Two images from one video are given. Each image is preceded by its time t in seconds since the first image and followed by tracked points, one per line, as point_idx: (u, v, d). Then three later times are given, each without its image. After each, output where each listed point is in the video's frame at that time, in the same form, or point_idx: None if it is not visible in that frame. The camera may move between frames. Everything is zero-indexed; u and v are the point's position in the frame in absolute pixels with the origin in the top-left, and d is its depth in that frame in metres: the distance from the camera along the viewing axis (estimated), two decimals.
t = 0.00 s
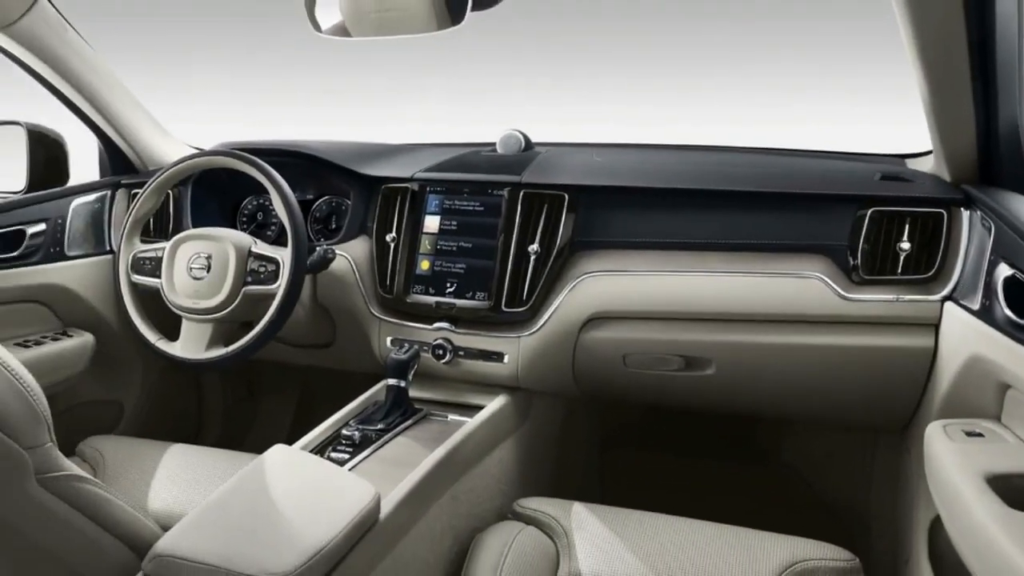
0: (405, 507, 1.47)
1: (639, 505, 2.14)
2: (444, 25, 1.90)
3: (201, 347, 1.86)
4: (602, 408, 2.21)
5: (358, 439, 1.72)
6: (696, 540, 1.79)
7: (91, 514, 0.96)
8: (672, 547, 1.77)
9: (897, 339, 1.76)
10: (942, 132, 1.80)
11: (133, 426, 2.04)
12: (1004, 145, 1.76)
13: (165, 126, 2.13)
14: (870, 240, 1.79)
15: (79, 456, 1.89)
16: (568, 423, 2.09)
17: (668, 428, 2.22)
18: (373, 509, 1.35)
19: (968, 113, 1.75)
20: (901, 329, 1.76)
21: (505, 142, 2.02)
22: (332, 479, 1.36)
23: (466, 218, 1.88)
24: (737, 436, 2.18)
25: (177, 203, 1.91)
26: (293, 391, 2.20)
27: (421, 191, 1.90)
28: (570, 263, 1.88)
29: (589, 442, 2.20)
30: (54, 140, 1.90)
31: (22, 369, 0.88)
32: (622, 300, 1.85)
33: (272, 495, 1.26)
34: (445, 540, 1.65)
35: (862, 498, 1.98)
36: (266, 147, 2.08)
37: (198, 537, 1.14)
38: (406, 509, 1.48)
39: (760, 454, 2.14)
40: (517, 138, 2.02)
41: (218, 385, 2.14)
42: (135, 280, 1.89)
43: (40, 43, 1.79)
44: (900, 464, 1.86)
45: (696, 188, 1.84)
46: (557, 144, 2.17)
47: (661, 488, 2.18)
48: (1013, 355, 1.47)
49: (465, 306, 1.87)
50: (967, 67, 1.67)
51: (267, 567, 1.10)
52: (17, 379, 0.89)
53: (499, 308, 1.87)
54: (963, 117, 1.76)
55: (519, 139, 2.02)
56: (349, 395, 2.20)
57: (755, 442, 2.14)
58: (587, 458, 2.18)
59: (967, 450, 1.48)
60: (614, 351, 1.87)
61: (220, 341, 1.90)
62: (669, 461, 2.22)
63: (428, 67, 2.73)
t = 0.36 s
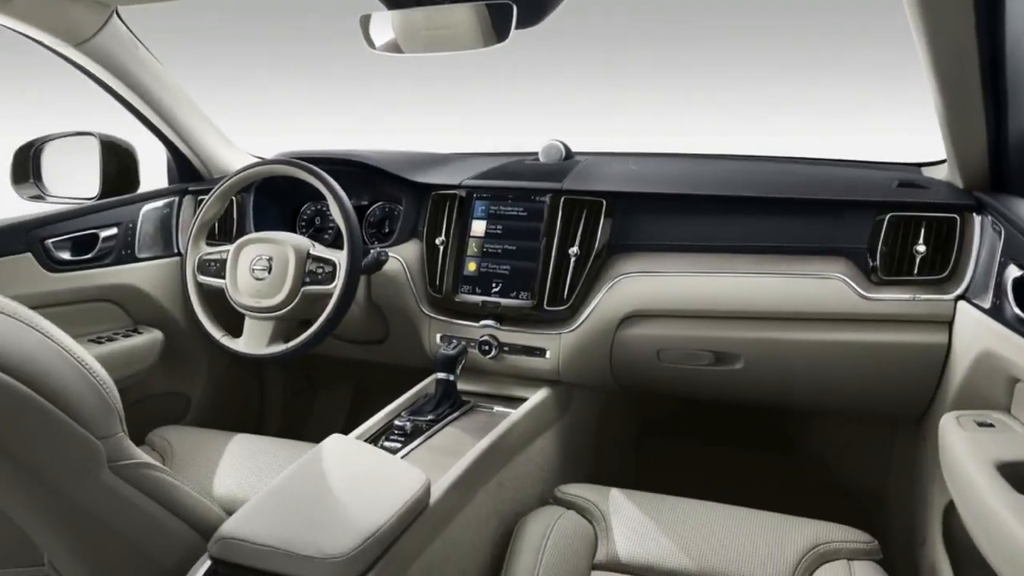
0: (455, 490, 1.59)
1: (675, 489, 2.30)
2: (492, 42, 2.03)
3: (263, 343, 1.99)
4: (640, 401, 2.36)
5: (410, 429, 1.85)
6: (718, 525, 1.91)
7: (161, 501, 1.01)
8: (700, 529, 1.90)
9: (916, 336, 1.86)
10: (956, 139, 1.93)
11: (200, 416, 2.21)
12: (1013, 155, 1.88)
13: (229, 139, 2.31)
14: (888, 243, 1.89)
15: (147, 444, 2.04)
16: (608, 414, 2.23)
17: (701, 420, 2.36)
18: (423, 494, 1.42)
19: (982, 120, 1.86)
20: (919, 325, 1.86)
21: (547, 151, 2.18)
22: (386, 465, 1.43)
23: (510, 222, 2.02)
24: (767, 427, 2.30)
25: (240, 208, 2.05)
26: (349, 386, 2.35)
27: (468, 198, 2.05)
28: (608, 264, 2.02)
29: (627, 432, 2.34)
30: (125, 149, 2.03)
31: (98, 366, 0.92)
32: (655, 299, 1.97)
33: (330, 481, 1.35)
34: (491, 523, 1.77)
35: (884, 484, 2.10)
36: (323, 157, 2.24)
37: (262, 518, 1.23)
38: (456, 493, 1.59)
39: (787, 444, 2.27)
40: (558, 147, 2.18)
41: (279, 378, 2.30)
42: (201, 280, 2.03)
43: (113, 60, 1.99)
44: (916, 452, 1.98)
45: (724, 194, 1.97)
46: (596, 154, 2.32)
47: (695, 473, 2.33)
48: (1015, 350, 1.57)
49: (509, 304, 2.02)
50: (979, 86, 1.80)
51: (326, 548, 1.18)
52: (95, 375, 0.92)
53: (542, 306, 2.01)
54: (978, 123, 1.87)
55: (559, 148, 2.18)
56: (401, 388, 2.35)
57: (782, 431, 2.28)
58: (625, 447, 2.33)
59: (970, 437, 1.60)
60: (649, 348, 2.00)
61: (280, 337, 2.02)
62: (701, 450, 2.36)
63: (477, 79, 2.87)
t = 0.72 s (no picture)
0: (498, 474, 1.72)
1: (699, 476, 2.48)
2: (529, 58, 2.18)
3: (316, 339, 2.14)
4: (666, 393, 2.57)
5: (454, 419, 1.98)
6: (736, 509, 2.04)
7: (222, 486, 1.15)
8: (724, 513, 2.03)
9: (925, 332, 1.99)
10: (960, 150, 2.08)
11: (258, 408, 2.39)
12: (1014, 165, 2.03)
13: (285, 148, 2.57)
14: (899, 246, 2.01)
15: (208, 433, 2.20)
16: (637, 404, 2.42)
17: (722, 411, 2.56)
18: (467, 481, 1.53)
19: (984, 134, 2.01)
20: (928, 321, 1.99)
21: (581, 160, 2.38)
22: (432, 454, 1.54)
23: (547, 227, 2.22)
24: (782, 414, 2.50)
25: (295, 214, 2.22)
26: (397, 381, 2.54)
27: (507, 204, 2.26)
28: (637, 265, 2.18)
29: (654, 421, 2.54)
30: (188, 159, 2.17)
31: (162, 362, 1.05)
32: (683, 299, 2.13)
33: (379, 467, 1.44)
34: (530, 505, 1.91)
35: (894, 470, 2.25)
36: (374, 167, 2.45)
37: (319, 502, 1.32)
38: (497, 479, 1.72)
39: (802, 434, 2.46)
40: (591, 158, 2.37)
41: (330, 373, 2.48)
42: (259, 281, 2.19)
43: (176, 74, 2.20)
44: (923, 441, 2.13)
45: (746, 201, 2.11)
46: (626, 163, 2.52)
47: (717, 460, 2.51)
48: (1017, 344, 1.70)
49: (546, 303, 2.20)
50: (982, 100, 1.94)
51: (375, 531, 1.26)
52: (159, 368, 1.05)
53: (576, 305, 2.19)
54: (980, 136, 2.02)
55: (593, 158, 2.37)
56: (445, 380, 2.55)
57: (797, 420, 2.47)
58: (652, 435, 2.52)
59: (971, 426, 1.74)
60: (675, 344, 2.16)
61: (332, 334, 2.17)
62: (723, 438, 2.56)
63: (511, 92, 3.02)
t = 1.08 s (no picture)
0: (526, 459, 1.87)
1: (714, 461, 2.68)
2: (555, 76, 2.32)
3: (358, 335, 2.32)
4: (682, 386, 2.76)
5: (486, 410, 2.14)
6: (747, 492, 2.20)
7: (269, 472, 1.30)
8: (735, 495, 2.19)
9: (923, 329, 2.15)
10: (954, 160, 2.25)
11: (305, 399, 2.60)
12: (1004, 176, 2.20)
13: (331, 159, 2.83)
14: (897, 249, 2.18)
15: (258, 422, 2.38)
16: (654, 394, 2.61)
17: (734, 402, 2.74)
18: (496, 468, 1.67)
19: (976, 146, 2.18)
20: (924, 319, 2.15)
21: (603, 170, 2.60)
22: (464, 444, 1.69)
23: (572, 232, 2.43)
24: (792, 405, 2.67)
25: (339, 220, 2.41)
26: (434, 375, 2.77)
27: (535, 211, 2.49)
28: (655, 266, 2.37)
29: (670, 411, 2.74)
30: (241, 169, 2.36)
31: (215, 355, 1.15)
32: (697, 297, 2.30)
33: (415, 455, 1.60)
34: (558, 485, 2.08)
35: (895, 457, 2.42)
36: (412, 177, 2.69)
37: (362, 487, 1.48)
38: (528, 462, 1.87)
39: (806, 422, 2.64)
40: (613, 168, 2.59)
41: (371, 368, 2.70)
42: (305, 281, 2.38)
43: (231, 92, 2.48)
44: (919, 429, 2.30)
45: (755, 207, 2.29)
46: (645, 174, 2.74)
47: (731, 447, 2.70)
48: (1007, 339, 1.84)
49: (571, 302, 2.42)
50: (973, 112, 2.10)
51: (412, 513, 1.42)
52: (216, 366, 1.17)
53: (599, 304, 2.39)
54: (972, 148, 2.19)
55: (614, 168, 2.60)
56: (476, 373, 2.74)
57: (803, 410, 2.64)
58: (668, 425, 2.72)
59: (965, 417, 1.85)
60: (690, 340, 2.34)
61: (373, 330, 2.34)
62: (734, 427, 2.74)
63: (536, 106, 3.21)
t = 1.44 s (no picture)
0: (539, 445, 1.96)
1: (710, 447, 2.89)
2: (565, 93, 2.53)
3: (385, 332, 2.52)
4: (682, 378, 3.00)
5: (503, 399, 2.33)
6: (745, 476, 2.26)
7: (299, 455, 1.37)
8: (733, 476, 2.26)
9: (906, 326, 2.30)
10: (933, 170, 2.31)
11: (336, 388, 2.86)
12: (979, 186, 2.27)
13: (358, 167, 3.12)
14: (880, 252, 2.34)
15: (293, 411, 2.60)
16: (657, 385, 2.86)
17: (732, 394, 2.95)
18: (512, 452, 1.73)
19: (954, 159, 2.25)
20: (906, 318, 2.30)
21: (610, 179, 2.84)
22: (482, 431, 1.74)
23: (581, 237, 2.68)
24: (783, 396, 2.88)
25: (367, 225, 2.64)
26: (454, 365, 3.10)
27: (547, 217, 2.74)
28: (657, 268, 2.60)
29: (670, 401, 2.98)
30: (276, 178, 2.56)
31: (253, 350, 1.24)
32: (697, 297, 2.51)
33: (438, 441, 1.66)
34: (570, 471, 2.22)
35: (879, 444, 2.62)
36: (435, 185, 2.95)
37: (387, 471, 1.55)
38: (542, 447, 1.97)
39: (798, 412, 2.84)
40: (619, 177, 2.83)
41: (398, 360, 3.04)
42: (337, 282, 2.60)
43: (267, 107, 2.75)
44: (901, 419, 2.48)
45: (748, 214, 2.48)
46: (648, 184, 2.98)
47: (728, 436, 2.91)
48: (980, 333, 1.96)
49: (580, 301, 2.66)
50: (951, 126, 2.15)
51: (435, 495, 1.49)
52: (249, 356, 1.25)
53: (605, 303, 2.64)
54: (949, 161, 2.26)
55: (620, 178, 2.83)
56: (493, 365, 3.00)
57: (795, 401, 2.85)
58: (669, 414, 2.96)
59: (943, 407, 1.95)
60: (691, 335, 2.55)
61: (398, 327, 2.55)
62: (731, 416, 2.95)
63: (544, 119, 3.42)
